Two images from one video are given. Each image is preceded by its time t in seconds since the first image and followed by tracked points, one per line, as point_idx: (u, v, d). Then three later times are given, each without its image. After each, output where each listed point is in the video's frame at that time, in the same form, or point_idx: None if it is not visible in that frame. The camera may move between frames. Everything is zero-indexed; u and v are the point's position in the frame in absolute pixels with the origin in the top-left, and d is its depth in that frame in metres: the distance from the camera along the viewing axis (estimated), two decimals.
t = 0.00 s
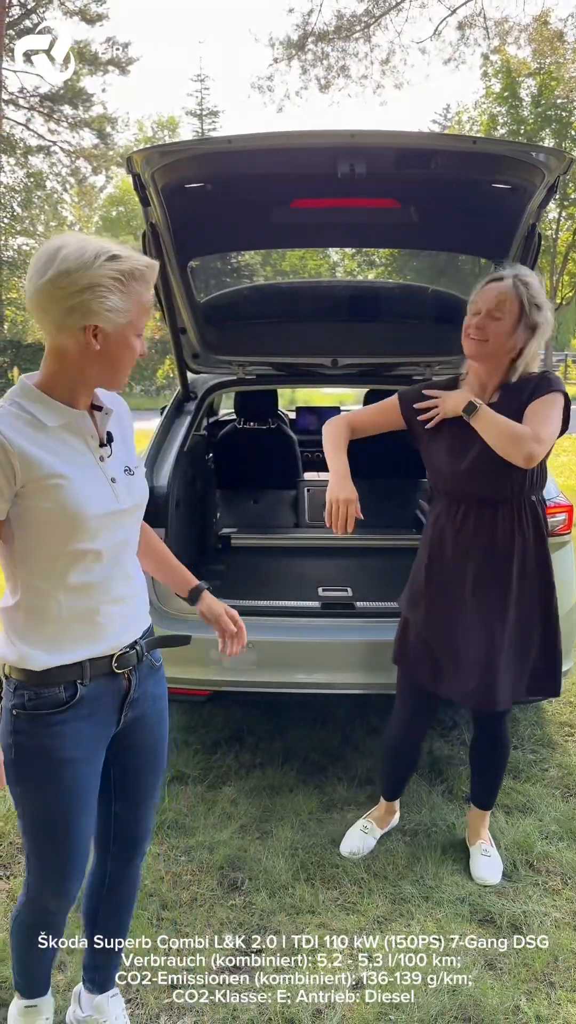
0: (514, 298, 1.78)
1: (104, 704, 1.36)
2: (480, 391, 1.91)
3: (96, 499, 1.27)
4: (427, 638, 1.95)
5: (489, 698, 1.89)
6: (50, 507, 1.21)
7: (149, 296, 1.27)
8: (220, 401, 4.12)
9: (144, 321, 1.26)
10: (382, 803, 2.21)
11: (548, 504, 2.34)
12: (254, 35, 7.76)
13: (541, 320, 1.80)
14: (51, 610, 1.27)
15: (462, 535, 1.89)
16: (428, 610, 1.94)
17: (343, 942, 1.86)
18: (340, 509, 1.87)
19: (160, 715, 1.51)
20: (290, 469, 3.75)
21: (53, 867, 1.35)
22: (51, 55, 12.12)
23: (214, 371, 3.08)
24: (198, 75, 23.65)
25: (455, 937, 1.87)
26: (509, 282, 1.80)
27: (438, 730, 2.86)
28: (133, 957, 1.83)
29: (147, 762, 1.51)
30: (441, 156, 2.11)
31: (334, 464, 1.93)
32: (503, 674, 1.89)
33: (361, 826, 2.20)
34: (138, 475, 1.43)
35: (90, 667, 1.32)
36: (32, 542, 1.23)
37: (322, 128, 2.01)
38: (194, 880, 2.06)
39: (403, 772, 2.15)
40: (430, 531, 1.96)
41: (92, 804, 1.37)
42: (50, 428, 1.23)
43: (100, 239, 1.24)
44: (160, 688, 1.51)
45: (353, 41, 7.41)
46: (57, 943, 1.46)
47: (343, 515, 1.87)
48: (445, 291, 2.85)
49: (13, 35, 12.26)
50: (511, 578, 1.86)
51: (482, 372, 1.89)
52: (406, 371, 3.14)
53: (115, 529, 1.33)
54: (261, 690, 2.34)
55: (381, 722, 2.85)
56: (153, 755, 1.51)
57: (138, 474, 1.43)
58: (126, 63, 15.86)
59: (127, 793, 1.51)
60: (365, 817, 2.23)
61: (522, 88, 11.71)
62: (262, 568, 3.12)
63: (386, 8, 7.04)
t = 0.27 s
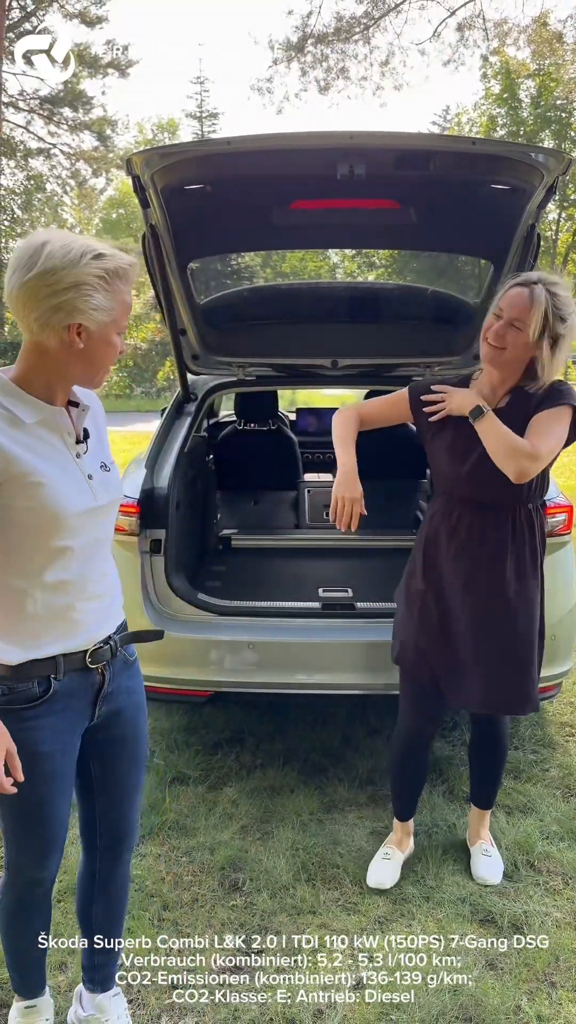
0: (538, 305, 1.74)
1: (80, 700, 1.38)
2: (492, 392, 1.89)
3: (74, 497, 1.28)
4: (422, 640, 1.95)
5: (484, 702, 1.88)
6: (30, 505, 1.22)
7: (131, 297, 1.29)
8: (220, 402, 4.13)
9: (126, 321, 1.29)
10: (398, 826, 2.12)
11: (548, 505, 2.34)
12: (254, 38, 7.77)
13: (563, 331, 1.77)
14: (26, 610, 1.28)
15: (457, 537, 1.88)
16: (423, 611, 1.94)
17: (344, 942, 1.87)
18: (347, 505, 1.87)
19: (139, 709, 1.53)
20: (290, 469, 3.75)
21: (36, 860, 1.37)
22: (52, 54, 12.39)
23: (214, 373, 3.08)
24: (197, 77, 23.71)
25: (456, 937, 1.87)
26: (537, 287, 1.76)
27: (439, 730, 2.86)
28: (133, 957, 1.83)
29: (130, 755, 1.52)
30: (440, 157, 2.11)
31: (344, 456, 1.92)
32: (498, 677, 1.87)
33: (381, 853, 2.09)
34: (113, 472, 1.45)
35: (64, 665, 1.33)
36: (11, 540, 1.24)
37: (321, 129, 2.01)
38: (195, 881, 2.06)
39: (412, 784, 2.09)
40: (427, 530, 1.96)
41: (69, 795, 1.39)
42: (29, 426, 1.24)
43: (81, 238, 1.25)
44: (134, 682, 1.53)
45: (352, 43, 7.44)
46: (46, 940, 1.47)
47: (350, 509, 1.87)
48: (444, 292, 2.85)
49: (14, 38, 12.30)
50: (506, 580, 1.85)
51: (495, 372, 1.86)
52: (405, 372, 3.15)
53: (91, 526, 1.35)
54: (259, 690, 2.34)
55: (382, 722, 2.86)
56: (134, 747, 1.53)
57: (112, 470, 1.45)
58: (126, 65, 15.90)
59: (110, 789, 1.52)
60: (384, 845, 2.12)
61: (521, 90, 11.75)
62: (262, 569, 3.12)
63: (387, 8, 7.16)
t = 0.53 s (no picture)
0: (515, 306, 1.72)
1: (62, 698, 1.38)
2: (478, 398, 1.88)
3: (57, 495, 1.30)
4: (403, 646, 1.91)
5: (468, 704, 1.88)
6: (13, 501, 1.24)
7: (81, 285, 1.25)
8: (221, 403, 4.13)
9: (76, 311, 1.25)
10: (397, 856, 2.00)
11: (549, 505, 2.35)
12: (255, 40, 7.78)
13: (543, 330, 1.74)
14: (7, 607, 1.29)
15: (440, 540, 1.86)
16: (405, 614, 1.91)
17: (344, 942, 1.87)
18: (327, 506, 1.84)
19: (127, 707, 1.54)
20: (291, 470, 3.75)
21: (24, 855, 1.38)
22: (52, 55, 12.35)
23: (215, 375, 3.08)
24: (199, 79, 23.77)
25: (458, 938, 1.87)
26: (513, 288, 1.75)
27: (441, 731, 2.86)
28: (133, 957, 1.83)
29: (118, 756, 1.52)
30: (441, 158, 2.11)
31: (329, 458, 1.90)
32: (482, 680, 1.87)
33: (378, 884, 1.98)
34: (99, 469, 1.45)
35: (47, 665, 1.34)
36: None
37: (322, 130, 2.02)
38: (196, 882, 2.06)
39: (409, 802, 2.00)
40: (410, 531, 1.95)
41: (55, 790, 1.40)
42: (9, 422, 1.26)
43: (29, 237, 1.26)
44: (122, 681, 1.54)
45: (353, 45, 7.46)
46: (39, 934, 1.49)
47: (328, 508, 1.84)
48: (445, 293, 2.85)
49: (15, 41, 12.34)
50: (489, 583, 1.83)
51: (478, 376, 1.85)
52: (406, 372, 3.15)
53: (74, 524, 1.36)
54: (260, 691, 2.34)
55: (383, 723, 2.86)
56: (124, 747, 1.53)
57: (99, 467, 1.45)
58: (127, 67, 15.94)
59: (100, 790, 1.52)
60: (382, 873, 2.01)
61: (522, 91, 11.77)
62: (263, 570, 3.12)
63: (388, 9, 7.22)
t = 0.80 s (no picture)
0: (468, 304, 1.70)
1: (50, 699, 1.39)
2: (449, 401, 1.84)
3: (37, 490, 1.32)
4: (379, 655, 1.84)
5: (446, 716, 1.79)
6: None
7: (33, 268, 1.31)
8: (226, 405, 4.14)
9: (25, 291, 1.31)
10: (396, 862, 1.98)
11: (555, 506, 2.36)
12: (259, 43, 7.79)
13: (503, 322, 1.71)
14: None
15: (416, 544, 1.80)
16: (380, 623, 1.85)
17: (343, 942, 1.87)
18: (297, 516, 1.83)
19: (122, 710, 1.52)
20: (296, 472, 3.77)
21: (19, 855, 1.39)
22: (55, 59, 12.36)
23: (220, 377, 3.08)
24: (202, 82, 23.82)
25: (464, 940, 1.87)
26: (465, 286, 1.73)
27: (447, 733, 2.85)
28: (133, 957, 1.84)
29: (114, 762, 1.51)
30: (445, 160, 2.12)
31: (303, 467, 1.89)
32: (461, 689, 1.79)
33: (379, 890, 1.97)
34: (98, 468, 1.46)
35: (32, 665, 1.36)
36: None
37: (326, 133, 2.02)
38: (202, 883, 2.06)
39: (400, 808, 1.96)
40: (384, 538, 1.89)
41: (48, 789, 1.42)
42: None
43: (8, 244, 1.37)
44: (120, 688, 1.52)
45: (357, 46, 7.47)
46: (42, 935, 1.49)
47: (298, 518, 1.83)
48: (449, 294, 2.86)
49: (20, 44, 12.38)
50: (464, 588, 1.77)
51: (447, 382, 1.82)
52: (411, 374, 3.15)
53: (62, 521, 1.37)
54: (264, 693, 2.34)
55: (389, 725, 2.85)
56: (121, 754, 1.52)
57: (97, 466, 1.46)
58: (130, 72, 16.14)
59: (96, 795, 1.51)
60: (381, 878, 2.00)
61: (526, 91, 11.76)
62: (268, 572, 3.13)
63: (391, 11, 7.24)
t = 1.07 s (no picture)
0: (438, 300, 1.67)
1: (55, 699, 1.39)
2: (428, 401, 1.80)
3: (41, 489, 1.33)
4: (366, 651, 1.85)
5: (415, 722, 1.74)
6: None
7: (34, 272, 1.34)
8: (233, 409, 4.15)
9: (26, 294, 1.34)
10: (405, 863, 1.98)
11: (564, 510, 2.34)
12: (265, 46, 7.81)
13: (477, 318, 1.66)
14: None
15: (399, 544, 1.78)
16: (369, 619, 1.85)
17: (344, 942, 1.88)
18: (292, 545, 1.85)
19: (136, 711, 1.50)
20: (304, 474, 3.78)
21: (22, 854, 1.39)
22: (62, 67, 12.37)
23: (227, 380, 3.09)
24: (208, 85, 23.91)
25: (472, 945, 1.86)
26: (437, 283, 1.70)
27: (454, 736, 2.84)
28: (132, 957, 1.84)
29: (145, 762, 1.49)
30: (453, 164, 2.12)
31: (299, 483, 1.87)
32: (431, 695, 1.72)
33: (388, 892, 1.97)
34: (106, 468, 1.46)
35: (36, 664, 1.37)
36: None
37: (334, 136, 2.03)
38: (210, 885, 2.06)
39: (409, 809, 1.95)
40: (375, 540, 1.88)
41: (55, 793, 1.42)
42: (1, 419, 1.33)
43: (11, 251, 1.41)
44: (124, 687, 1.50)
45: (363, 49, 7.49)
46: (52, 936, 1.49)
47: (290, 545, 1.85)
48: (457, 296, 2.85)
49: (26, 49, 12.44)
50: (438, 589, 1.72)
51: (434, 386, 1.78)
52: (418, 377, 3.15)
53: (68, 521, 1.38)
54: (271, 696, 2.35)
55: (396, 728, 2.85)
56: (143, 753, 1.49)
57: (106, 467, 1.46)
58: (137, 75, 16.10)
59: (138, 797, 1.50)
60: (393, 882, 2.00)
61: (532, 93, 11.77)
62: (275, 574, 3.13)
63: (397, 13, 7.21)
